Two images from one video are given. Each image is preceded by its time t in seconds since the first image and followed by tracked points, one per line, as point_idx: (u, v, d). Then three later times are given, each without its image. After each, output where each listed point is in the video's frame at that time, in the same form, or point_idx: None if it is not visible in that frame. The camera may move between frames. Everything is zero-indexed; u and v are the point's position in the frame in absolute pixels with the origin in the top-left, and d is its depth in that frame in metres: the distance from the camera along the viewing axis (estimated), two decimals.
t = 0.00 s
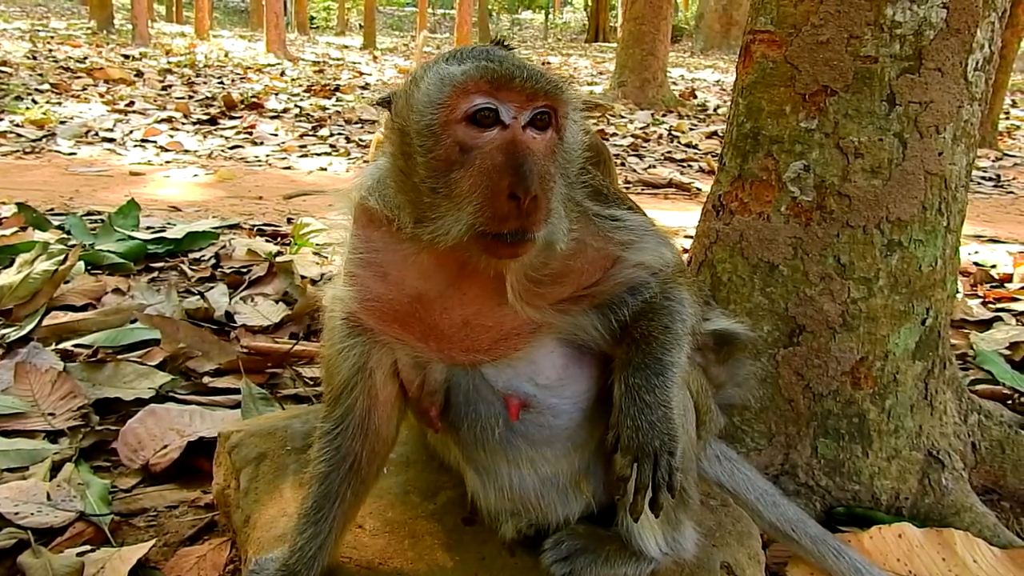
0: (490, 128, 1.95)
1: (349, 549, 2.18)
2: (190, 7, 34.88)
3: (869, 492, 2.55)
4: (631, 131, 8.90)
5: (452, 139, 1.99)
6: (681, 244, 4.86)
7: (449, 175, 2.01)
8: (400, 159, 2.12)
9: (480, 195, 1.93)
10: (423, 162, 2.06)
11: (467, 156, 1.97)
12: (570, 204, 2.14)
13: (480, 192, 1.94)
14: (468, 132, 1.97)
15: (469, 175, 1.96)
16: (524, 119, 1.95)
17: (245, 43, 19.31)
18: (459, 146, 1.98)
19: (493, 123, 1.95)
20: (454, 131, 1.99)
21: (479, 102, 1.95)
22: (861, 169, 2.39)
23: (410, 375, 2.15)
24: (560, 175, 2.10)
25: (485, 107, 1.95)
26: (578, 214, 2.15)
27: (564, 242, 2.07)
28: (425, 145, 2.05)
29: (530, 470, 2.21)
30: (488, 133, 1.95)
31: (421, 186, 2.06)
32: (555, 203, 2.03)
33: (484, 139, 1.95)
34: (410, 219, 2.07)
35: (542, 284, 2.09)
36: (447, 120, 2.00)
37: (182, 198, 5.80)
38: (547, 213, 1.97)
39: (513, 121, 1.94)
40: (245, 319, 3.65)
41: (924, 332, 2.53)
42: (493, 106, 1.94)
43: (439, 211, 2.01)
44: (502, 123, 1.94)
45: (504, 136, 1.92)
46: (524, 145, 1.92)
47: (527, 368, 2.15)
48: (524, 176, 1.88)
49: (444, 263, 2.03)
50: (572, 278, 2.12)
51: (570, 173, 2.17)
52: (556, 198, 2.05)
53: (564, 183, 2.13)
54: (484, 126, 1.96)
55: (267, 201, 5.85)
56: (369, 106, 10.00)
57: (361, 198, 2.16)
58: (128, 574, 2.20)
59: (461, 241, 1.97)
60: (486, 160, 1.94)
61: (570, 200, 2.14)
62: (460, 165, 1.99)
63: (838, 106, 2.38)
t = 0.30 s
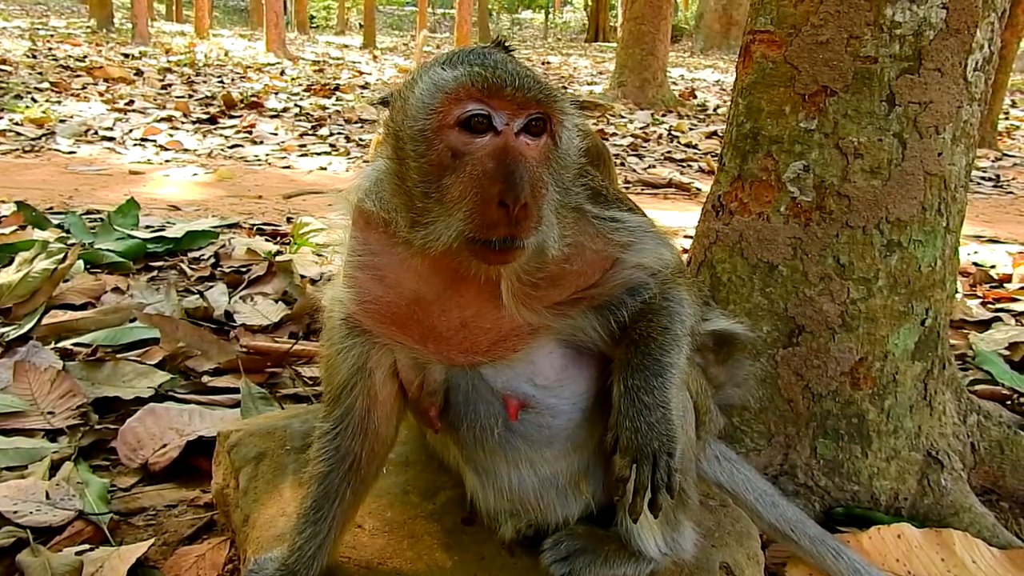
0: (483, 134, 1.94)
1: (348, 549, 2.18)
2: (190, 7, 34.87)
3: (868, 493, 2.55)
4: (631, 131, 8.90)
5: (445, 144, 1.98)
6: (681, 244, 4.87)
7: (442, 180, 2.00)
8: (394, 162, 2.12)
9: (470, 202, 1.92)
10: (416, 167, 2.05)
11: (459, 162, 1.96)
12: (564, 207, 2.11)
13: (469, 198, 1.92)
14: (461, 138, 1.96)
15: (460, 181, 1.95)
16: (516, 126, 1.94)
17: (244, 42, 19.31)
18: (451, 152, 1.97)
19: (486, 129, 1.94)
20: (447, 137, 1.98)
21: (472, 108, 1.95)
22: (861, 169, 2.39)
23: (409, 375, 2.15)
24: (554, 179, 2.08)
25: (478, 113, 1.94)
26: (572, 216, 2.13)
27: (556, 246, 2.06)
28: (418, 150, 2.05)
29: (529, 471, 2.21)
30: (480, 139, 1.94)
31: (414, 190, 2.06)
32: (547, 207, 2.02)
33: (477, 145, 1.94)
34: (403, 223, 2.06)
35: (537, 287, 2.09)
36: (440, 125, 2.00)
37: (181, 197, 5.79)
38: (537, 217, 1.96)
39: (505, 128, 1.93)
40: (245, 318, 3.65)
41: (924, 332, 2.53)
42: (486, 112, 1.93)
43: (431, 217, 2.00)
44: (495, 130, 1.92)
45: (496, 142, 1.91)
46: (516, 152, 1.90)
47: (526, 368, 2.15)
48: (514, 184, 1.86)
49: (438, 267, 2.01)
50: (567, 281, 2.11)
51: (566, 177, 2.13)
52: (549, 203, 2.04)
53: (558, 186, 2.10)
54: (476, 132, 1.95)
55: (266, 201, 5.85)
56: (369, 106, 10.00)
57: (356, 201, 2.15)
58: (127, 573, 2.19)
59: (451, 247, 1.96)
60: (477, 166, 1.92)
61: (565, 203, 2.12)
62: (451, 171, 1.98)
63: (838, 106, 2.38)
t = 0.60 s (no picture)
0: (477, 133, 1.93)
1: (349, 547, 2.18)
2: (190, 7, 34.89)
3: (869, 493, 2.55)
4: (631, 132, 8.91)
5: (441, 143, 1.98)
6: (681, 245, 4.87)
7: (438, 178, 1.99)
8: (392, 161, 2.11)
9: (464, 201, 1.92)
10: (413, 165, 2.04)
11: (455, 161, 1.95)
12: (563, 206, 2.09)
13: (464, 198, 1.92)
14: (456, 137, 1.95)
15: (455, 180, 1.95)
16: (511, 125, 1.93)
17: (245, 43, 19.33)
18: (447, 150, 1.96)
19: (481, 128, 1.92)
20: (443, 136, 1.97)
21: (467, 107, 1.94)
22: (862, 169, 2.40)
23: (410, 374, 2.14)
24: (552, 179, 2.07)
25: (473, 112, 1.93)
26: (570, 214, 2.11)
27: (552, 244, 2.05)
28: (415, 149, 2.04)
29: (531, 470, 2.21)
30: (475, 138, 1.93)
31: (411, 189, 2.05)
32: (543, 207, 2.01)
33: (472, 144, 1.94)
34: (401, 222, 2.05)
35: (536, 286, 2.08)
36: (437, 124, 1.99)
37: (182, 198, 5.79)
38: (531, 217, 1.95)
39: (500, 127, 1.92)
40: (245, 318, 3.65)
41: (924, 332, 2.54)
42: (481, 111, 1.92)
43: (428, 215, 2.00)
44: (490, 129, 1.91)
45: (491, 142, 1.91)
46: (512, 151, 1.90)
47: (527, 367, 2.15)
48: (509, 184, 1.86)
49: (437, 266, 2.01)
50: (565, 279, 2.10)
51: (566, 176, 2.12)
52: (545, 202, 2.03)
53: (556, 187, 2.09)
54: (471, 131, 1.94)
55: (267, 201, 5.85)
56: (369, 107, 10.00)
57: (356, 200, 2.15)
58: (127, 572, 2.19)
59: (447, 247, 1.96)
60: (472, 166, 1.92)
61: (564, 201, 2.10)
62: (447, 170, 1.97)
63: (839, 107, 2.39)
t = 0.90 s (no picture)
0: (413, 121, 1.70)
1: (351, 548, 2.19)
2: (191, 7, 34.91)
3: (871, 494, 2.55)
4: (632, 132, 8.90)
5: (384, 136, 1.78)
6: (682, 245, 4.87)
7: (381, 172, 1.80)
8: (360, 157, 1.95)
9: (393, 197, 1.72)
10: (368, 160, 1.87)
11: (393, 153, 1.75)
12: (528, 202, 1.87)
13: (397, 190, 1.68)
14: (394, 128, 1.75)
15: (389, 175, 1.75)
16: (444, 109, 1.68)
17: (246, 42, 19.33)
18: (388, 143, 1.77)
19: (412, 116, 1.70)
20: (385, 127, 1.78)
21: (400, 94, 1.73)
22: (864, 170, 2.39)
23: (411, 375, 2.12)
24: (506, 170, 1.81)
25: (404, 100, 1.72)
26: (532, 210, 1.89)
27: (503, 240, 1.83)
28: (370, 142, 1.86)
29: (533, 473, 2.19)
30: (407, 127, 1.71)
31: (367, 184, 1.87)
32: (489, 201, 1.77)
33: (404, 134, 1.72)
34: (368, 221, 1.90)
35: (524, 282, 1.93)
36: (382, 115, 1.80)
37: (183, 197, 5.79)
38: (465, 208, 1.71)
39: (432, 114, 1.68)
40: (247, 318, 3.65)
41: (927, 333, 2.53)
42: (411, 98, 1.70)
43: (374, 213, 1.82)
44: (420, 117, 1.69)
45: (421, 132, 1.69)
46: (442, 141, 1.67)
47: (528, 370, 2.13)
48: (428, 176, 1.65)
49: (418, 265, 1.84)
50: (560, 277, 1.99)
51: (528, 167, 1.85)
52: (494, 195, 1.78)
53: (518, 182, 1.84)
54: (404, 120, 1.72)
55: (268, 200, 5.85)
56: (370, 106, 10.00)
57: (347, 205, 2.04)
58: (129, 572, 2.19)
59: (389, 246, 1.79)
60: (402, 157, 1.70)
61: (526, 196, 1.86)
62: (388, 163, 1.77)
63: (841, 107, 2.38)
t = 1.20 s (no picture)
0: (371, 113, 1.82)
1: (353, 548, 2.18)
2: (194, 6, 34.97)
3: (874, 496, 2.55)
4: (635, 132, 8.90)
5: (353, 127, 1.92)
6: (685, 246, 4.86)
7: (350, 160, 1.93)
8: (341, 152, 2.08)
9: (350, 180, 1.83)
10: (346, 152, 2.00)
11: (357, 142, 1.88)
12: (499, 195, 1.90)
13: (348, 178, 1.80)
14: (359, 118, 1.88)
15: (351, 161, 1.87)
16: (393, 101, 1.80)
17: (249, 42, 19.34)
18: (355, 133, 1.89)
19: (370, 107, 1.82)
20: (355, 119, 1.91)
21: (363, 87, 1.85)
22: (868, 171, 2.39)
23: (412, 375, 2.11)
24: (464, 161, 1.85)
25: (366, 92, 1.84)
26: (507, 203, 1.90)
27: (459, 229, 1.86)
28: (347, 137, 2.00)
29: (535, 474, 2.17)
30: (367, 117, 1.83)
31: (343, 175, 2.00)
32: (437, 188, 1.82)
33: (365, 124, 1.84)
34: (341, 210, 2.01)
35: (510, 277, 1.92)
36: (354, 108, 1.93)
37: (186, 197, 5.79)
38: (414, 194, 1.79)
39: (387, 106, 1.80)
40: (250, 317, 3.64)
41: (930, 334, 2.53)
42: (371, 91, 1.82)
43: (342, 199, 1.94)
44: (377, 108, 1.81)
45: (376, 121, 1.80)
46: (392, 131, 1.79)
47: (528, 370, 2.12)
48: (371, 158, 1.77)
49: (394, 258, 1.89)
50: (551, 271, 1.96)
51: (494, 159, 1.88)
52: (446, 183, 1.83)
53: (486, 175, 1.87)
54: (365, 111, 1.84)
55: (271, 200, 5.85)
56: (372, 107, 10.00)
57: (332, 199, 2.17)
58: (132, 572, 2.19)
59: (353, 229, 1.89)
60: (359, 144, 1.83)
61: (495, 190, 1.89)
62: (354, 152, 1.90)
63: (846, 108, 2.38)
